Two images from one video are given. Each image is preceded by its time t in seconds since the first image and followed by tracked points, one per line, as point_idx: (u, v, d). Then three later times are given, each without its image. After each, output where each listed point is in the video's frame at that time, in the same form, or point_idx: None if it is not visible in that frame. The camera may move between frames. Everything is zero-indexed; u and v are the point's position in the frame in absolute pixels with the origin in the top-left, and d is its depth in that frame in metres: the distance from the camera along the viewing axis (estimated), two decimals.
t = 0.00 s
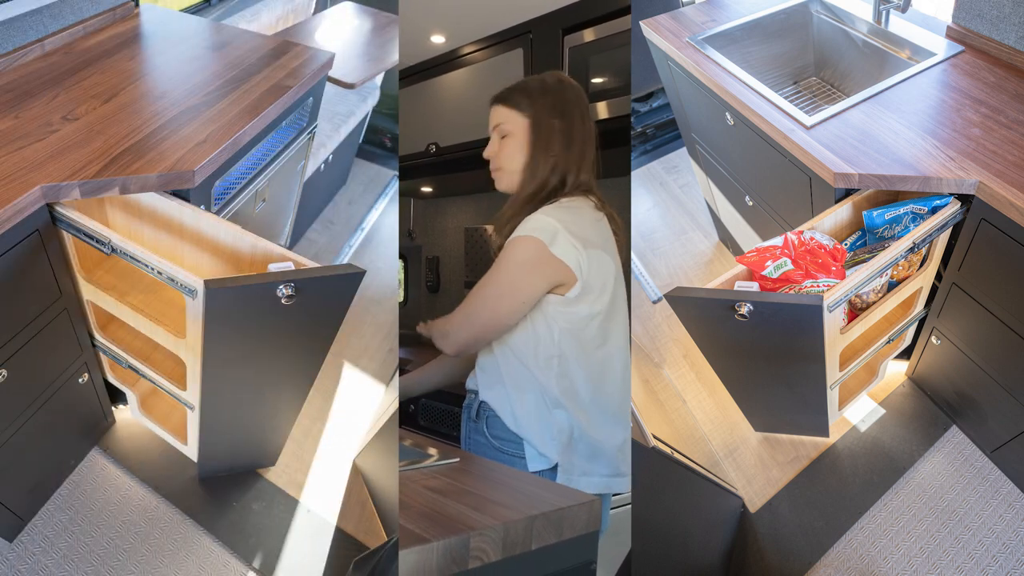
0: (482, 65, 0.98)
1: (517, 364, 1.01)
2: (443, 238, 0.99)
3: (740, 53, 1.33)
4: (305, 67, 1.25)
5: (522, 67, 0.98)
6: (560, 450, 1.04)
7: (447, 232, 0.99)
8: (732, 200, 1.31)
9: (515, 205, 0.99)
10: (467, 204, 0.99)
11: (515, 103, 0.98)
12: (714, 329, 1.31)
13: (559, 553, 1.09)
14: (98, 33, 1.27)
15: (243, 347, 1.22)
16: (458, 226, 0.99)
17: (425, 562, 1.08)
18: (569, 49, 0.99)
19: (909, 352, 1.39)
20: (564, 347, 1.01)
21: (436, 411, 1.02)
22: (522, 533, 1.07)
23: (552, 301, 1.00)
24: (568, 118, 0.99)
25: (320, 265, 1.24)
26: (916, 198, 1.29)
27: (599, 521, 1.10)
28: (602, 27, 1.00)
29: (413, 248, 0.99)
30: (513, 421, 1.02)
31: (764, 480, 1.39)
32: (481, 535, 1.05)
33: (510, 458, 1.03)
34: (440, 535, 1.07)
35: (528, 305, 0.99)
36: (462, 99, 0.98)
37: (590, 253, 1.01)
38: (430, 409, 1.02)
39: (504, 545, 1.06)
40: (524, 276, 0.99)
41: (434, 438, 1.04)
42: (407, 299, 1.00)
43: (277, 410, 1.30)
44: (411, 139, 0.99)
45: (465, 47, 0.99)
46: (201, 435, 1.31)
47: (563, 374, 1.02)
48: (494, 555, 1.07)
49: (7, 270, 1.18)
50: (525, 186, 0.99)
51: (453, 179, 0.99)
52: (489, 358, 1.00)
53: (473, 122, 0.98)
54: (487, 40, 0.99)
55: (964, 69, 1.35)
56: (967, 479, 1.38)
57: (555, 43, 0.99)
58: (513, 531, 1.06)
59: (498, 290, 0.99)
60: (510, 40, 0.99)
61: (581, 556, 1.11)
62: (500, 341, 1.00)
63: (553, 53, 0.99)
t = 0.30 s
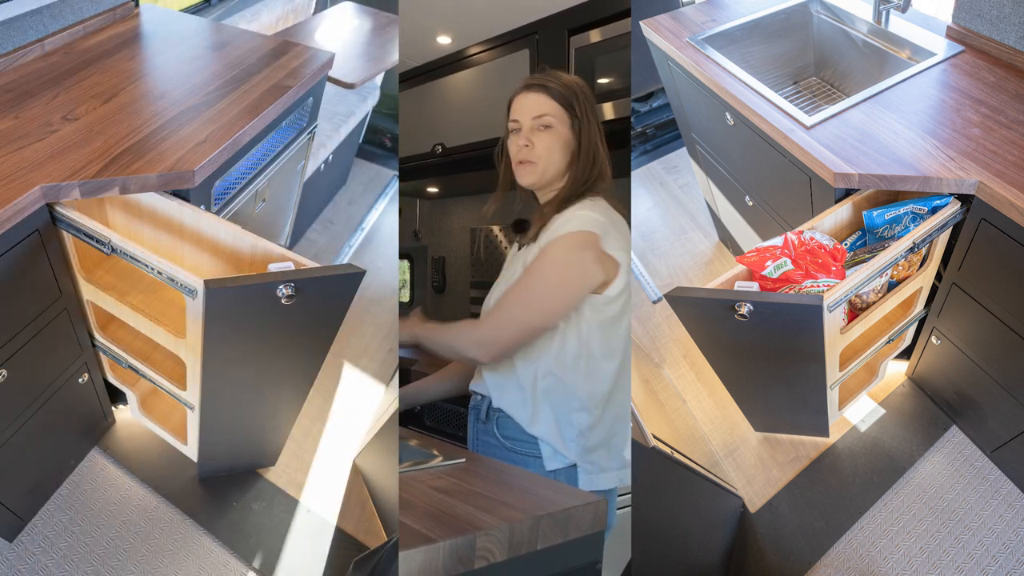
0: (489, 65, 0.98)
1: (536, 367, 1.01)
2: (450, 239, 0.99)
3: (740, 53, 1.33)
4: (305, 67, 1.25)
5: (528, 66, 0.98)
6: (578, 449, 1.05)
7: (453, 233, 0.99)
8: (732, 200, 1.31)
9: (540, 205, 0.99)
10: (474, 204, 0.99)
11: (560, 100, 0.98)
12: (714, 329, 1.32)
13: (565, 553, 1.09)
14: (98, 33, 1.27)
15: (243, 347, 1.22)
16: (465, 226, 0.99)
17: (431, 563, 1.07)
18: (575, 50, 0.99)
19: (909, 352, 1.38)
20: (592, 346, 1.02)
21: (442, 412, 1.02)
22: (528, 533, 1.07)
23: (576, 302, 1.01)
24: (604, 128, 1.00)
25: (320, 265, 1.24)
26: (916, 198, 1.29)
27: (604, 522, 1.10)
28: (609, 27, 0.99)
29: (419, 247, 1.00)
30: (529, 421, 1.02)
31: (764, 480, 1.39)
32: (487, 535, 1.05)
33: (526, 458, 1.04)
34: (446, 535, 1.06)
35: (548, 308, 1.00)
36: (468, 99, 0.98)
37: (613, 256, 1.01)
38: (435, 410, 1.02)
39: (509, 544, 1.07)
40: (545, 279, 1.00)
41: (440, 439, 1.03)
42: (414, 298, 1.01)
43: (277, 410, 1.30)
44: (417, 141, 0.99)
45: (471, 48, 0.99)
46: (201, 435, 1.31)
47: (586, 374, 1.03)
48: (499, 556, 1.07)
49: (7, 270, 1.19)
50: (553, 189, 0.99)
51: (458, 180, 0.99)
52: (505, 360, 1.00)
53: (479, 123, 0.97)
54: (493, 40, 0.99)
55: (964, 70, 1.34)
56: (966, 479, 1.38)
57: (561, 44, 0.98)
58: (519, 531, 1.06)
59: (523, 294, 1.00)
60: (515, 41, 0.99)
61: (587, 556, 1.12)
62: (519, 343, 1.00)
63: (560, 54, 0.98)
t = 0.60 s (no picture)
0: (496, 67, 1.01)
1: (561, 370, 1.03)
2: (457, 240, 1.02)
3: (740, 53, 1.33)
4: (305, 67, 1.25)
5: (536, 69, 1.01)
6: (607, 449, 1.07)
7: (460, 234, 1.02)
8: (732, 200, 1.31)
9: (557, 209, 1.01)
10: (480, 205, 1.02)
11: (582, 106, 1.00)
12: (714, 329, 1.32)
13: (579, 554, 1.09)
14: (98, 33, 1.27)
15: (243, 346, 1.22)
16: (473, 228, 1.02)
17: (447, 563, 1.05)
18: (582, 53, 1.01)
19: (909, 352, 1.38)
20: (616, 350, 1.04)
21: (452, 413, 1.04)
22: (540, 535, 1.06)
23: (601, 306, 1.02)
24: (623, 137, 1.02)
25: (320, 265, 1.24)
26: (916, 198, 1.29)
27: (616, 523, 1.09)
28: (616, 30, 1.01)
29: (427, 248, 1.03)
30: (555, 423, 1.03)
31: (764, 480, 1.39)
32: (501, 537, 1.05)
33: (555, 460, 1.05)
34: (461, 537, 1.04)
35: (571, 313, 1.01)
36: (475, 101, 1.01)
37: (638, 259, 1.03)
38: (442, 411, 1.04)
39: (522, 545, 1.05)
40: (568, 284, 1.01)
41: (448, 440, 1.05)
42: (421, 298, 1.03)
43: (277, 410, 1.30)
44: (426, 141, 1.02)
45: (478, 51, 1.03)
46: (201, 435, 1.31)
47: (611, 375, 1.05)
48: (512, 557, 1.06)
49: (7, 270, 1.20)
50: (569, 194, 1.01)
51: (465, 182, 1.02)
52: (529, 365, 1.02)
53: (485, 126, 1.00)
54: (500, 43, 1.02)
55: (964, 69, 1.34)
56: (967, 479, 1.38)
57: (568, 46, 1.01)
58: (532, 533, 1.06)
59: (545, 300, 1.01)
60: (522, 43, 1.01)
61: (599, 558, 1.12)
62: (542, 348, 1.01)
63: (567, 55, 1.01)
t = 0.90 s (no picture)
0: (503, 71, 1.02)
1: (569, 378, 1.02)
2: (463, 243, 1.02)
3: (740, 53, 1.33)
4: (305, 67, 1.25)
5: (543, 74, 1.00)
6: (618, 456, 1.07)
7: (467, 237, 1.02)
8: (732, 200, 1.31)
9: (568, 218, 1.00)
10: (487, 208, 1.01)
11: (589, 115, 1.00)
12: (714, 329, 1.32)
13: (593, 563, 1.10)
14: (98, 33, 1.27)
15: (243, 346, 1.22)
16: (479, 231, 1.01)
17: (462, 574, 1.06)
18: (591, 57, 1.01)
19: (909, 352, 1.38)
20: (623, 360, 1.04)
21: (461, 417, 1.03)
22: (555, 544, 1.06)
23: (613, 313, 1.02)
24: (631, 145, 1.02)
25: (320, 265, 1.24)
26: (917, 198, 1.29)
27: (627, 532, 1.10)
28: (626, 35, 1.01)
29: (434, 251, 1.03)
30: (566, 430, 1.03)
31: (764, 480, 1.39)
32: (517, 547, 1.05)
33: (567, 467, 1.04)
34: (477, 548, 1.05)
35: (578, 319, 1.01)
36: (483, 105, 1.01)
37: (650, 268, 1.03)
38: (451, 416, 1.03)
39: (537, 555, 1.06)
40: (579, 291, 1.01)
41: (456, 446, 1.04)
42: (427, 301, 1.03)
43: (277, 410, 1.30)
44: (434, 145, 1.03)
45: (486, 55, 1.03)
46: (201, 435, 1.31)
47: (622, 384, 1.05)
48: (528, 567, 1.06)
49: (7, 270, 1.20)
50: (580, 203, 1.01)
51: (472, 185, 1.02)
52: (539, 372, 1.00)
53: (492, 129, 1.00)
54: (509, 47, 1.02)
55: (964, 70, 1.34)
56: (967, 479, 1.38)
57: (577, 51, 1.01)
58: (546, 543, 1.06)
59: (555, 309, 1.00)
60: (531, 48, 1.01)
61: (610, 566, 1.11)
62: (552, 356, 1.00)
63: (575, 60, 1.01)
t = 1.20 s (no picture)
0: (512, 73, 1.01)
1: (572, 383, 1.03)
2: (470, 244, 1.03)
3: (740, 53, 1.33)
4: (305, 67, 1.25)
5: (552, 77, 0.99)
6: (620, 462, 1.07)
7: (474, 238, 1.03)
8: (732, 200, 1.31)
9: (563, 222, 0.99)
10: (496, 210, 1.01)
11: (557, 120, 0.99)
12: (714, 329, 1.32)
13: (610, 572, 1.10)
14: (98, 33, 1.27)
15: (243, 347, 1.22)
16: (487, 233, 1.02)
17: None
18: (599, 59, 0.99)
19: (909, 352, 1.38)
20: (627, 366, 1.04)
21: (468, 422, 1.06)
22: (569, 556, 1.07)
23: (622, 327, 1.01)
24: (607, 134, 0.99)
25: (320, 265, 1.24)
26: (917, 198, 1.29)
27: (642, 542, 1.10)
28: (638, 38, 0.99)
29: (440, 252, 1.04)
30: (568, 437, 1.04)
31: (763, 480, 1.39)
32: (530, 560, 1.06)
33: (568, 473, 1.05)
34: (490, 561, 1.06)
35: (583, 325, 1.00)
36: (491, 106, 1.01)
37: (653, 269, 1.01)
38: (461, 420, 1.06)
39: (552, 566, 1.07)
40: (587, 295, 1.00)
41: (461, 450, 1.07)
42: (434, 301, 1.04)
43: (277, 410, 1.30)
44: (442, 146, 1.04)
45: (495, 56, 1.02)
46: (201, 435, 1.31)
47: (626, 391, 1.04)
48: None
49: (7, 270, 1.20)
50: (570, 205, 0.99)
51: (480, 187, 1.03)
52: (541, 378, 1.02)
53: (499, 129, 1.01)
54: (517, 48, 1.01)
55: (964, 70, 1.34)
56: (967, 479, 1.38)
57: (586, 54, 0.99)
58: (561, 554, 1.07)
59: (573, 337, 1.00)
60: (540, 49, 0.99)
61: None
62: (555, 361, 1.01)
63: (584, 64, 0.99)
